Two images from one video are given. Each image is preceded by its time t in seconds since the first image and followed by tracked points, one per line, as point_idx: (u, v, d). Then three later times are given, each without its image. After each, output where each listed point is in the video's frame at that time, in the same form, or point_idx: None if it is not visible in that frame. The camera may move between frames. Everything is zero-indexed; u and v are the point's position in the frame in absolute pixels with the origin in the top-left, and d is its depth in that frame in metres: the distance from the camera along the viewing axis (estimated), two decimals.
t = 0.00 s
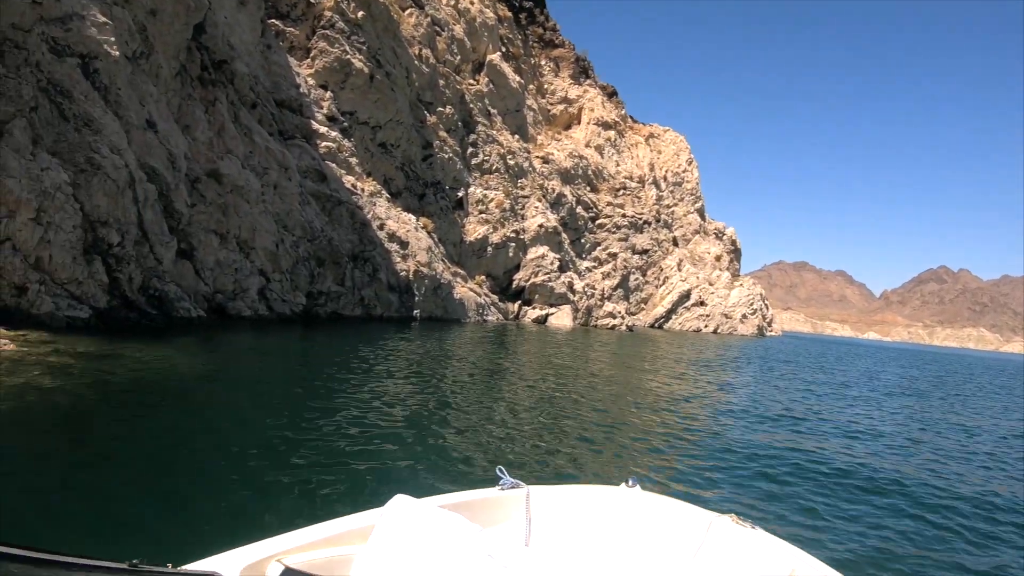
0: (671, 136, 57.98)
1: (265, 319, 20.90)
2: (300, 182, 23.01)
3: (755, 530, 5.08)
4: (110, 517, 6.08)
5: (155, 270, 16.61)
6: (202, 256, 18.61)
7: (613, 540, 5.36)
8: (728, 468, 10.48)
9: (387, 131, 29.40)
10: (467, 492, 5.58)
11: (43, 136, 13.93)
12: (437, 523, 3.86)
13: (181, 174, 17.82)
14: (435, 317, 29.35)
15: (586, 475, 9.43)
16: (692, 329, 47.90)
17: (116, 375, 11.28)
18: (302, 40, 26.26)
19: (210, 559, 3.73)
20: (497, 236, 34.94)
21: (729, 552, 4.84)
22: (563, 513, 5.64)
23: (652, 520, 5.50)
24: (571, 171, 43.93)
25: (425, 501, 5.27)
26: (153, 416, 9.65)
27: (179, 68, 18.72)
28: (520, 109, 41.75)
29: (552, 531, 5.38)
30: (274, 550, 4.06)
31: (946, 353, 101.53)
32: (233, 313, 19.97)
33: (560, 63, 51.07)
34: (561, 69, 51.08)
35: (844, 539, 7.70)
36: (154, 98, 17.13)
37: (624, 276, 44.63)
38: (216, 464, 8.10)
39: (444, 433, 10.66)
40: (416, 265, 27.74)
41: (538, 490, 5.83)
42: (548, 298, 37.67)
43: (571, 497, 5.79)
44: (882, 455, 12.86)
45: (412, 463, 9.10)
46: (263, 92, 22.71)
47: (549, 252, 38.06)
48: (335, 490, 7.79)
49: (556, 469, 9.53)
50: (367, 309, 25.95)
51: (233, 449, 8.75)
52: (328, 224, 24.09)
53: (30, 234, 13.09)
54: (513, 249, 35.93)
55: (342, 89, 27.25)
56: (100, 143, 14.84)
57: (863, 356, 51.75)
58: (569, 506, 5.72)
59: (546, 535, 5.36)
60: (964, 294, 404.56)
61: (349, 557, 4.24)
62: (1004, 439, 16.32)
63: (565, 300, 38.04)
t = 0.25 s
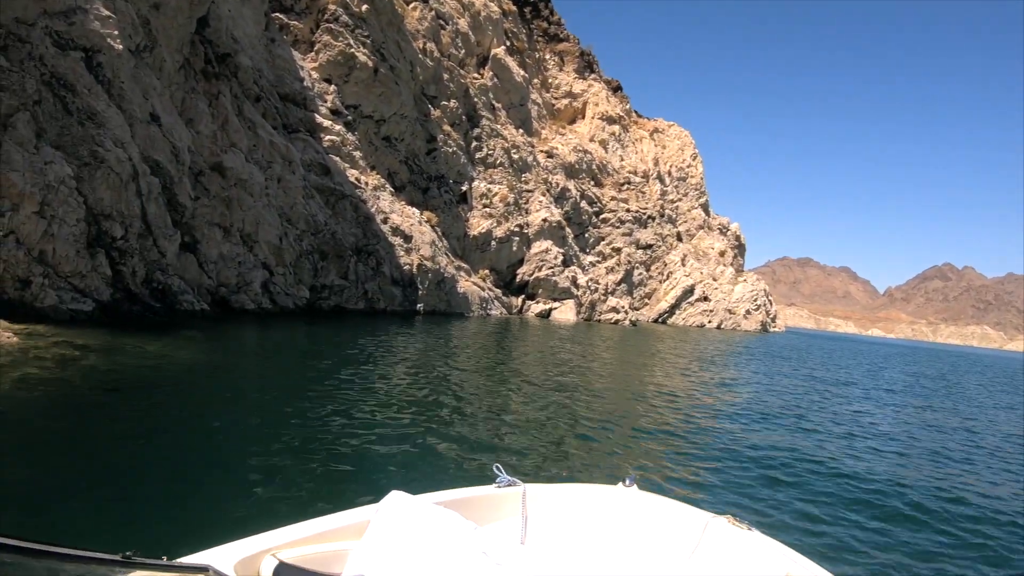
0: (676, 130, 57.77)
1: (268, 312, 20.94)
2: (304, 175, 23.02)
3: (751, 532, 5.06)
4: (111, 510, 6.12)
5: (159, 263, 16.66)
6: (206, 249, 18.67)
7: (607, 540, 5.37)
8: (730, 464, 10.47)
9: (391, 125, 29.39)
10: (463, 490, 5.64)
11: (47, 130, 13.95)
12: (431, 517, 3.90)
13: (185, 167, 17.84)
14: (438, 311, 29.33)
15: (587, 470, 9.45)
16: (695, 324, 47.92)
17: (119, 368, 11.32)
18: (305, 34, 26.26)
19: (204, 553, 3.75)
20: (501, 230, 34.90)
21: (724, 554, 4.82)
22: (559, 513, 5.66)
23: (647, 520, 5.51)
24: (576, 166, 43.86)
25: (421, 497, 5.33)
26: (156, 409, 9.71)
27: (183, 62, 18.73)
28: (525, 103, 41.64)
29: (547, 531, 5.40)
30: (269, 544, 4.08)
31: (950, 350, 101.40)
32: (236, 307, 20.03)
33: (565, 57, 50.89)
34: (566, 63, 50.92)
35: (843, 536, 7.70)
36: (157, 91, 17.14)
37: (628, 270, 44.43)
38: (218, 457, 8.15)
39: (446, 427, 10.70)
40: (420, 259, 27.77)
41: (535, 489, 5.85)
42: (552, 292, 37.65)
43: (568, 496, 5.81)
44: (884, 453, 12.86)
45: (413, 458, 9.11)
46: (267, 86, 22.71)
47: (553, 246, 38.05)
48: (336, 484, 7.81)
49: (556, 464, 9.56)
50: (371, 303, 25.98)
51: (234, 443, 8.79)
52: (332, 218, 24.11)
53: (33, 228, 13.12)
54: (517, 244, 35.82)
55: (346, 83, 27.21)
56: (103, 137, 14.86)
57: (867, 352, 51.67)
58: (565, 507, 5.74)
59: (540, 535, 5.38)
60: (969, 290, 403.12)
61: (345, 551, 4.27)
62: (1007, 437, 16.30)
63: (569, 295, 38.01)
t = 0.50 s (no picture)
0: (680, 127, 57.66)
1: (271, 308, 20.96)
2: (307, 172, 23.04)
3: (748, 534, 5.00)
4: (111, 506, 6.14)
5: (161, 260, 16.70)
6: (208, 246, 18.69)
7: (602, 542, 5.38)
8: (731, 462, 10.45)
9: (394, 121, 29.41)
10: (458, 490, 5.62)
11: (49, 127, 13.98)
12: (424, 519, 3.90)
13: (187, 164, 17.87)
14: (441, 307, 29.08)
15: (587, 467, 9.46)
16: (699, 321, 47.77)
17: (121, 365, 11.35)
18: (308, 30, 26.15)
19: (197, 552, 3.76)
20: (504, 226, 34.89)
21: (718, 559, 4.79)
22: (554, 516, 5.67)
23: (643, 521, 5.53)
24: (579, 162, 43.83)
25: (415, 498, 5.34)
26: (158, 406, 9.74)
27: (185, 59, 18.77)
28: (528, 100, 41.58)
29: (542, 533, 5.42)
30: (261, 544, 4.09)
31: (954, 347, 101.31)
32: (239, 303, 20.03)
33: (569, 53, 50.79)
34: (569, 59, 50.80)
35: (845, 532, 7.70)
36: (160, 88, 17.18)
37: (631, 266, 44.31)
38: (220, 454, 8.18)
39: (446, 423, 10.72)
40: (423, 255, 27.80)
41: (531, 490, 5.85)
42: (555, 288, 37.63)
43: (563, 498, 5.84)
44: (886, 450, 12.83)
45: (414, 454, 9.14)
46: (270, 83, 22.71)
47: (556, 242, 38.04)
48: (336, 480, 7.84)
49: (556, 461, 9.57)
50: (374, 299, 25.91)
51: (236, 440, 8.81)
52: (335, 215, 24.12)
53: (35, 225, 13.13)
54: (521, 239, 35.71)
55: (349, 79, 27.19)
56: (105, 134, 14.89)
57: (871, 349, 51.61)
58: (561, 509, 5.76)
59: (535, 536, 5.40)
60: (974, 287, 401.88)
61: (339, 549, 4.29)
62: (1010, 435, 16.27)
63: (572, 291, 37.97)
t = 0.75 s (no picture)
0: (693, 124, 57.33)
1: (287, 308, 21.04)
2: (321, 173, 23.13)
3: (765, 534, 4.95)
4: (127, 508, 6.17)
5: (177, 261, 16.85)
6: (224, 247, 18.80)
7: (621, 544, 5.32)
8: (750, 460, 10.32)
9: (407, 121, 29.50)
10: (476, 491, 5.58)
11: (65, 131, 14.10)
12: (440, 527, 3.83)
13: (202, 166, 17.99)
14: (456, 306, 29.30)
15: (605, 466, 9.39)
16: (714, 319, 46.83)
17: (137, 366, 11.44)
18: (321, 31, 26.24)
19: (212, 556, 3.76)
20: (519, 225, 34.86)
21: (736, 559, 4.74)
22: (572, 519, 5.63)
23: (663, 521, 5.47)
24: (593, 160, 43.74)
25: (432, 499, 5.29)
26: (175, 407, 9.81)
27: (198, 61, 18.90)
28: (541, 98, 41.51)
29: (560, 535, 5.37)
30: (278, 548, 4.08)
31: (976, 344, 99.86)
32: (255, 304, 20.12)
33: (581, 51, 50.68)
34: (581, 57, 50.68)
35: (866, 531, 7.59)
36: (174, 91, 17.32)
37: (646, 264, 44.23)
38: (235, 454, 8.20)
39: (461, 422, 10.71)
40: (437, 254, 27.83)
41: (548, 490, 5.84)
42: (570, 287, 37.47)
43: (582, 500, 5.79)
44: (908, 449, 12.65)
45: (431, 454, 9.12)
46: (283, 84, 22.82)
47: (571, 240, 37.89)
48: (352, 479, 7.83)
49: (573, 459, 9.51)
50: (389, 299, 25.91)
51: (251, 440, 8.84)
52: (349, 215, 24.20)
53: (52, 228, 13.25)
54: (535, 238, 35.83)
55: (361, 79, 27.27)
56: (120, 136, 15.03)
57: (890, 347, 50.98)
58: (579, 512, 5.72)
59: (553, 538, 5.35)
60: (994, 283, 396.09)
61: (356, 553, 4.26)
62: None
63: (587, 289, 37.81)
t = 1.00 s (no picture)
0: (717, 125, 56.79)
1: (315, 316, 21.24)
2: (347, 181, 23.30)
3: (806, 540, 4.92)
4: (152, 514, 6.21)
5: (206, 271, 17.06)
6: (252, 256, 19.00)
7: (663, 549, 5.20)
8: (785, 464, 10.15)
9: (431, 128, 29.64)
10: (517, 498, 5.50)
11: (94, 144, 14.34)
12: (488, 536, 3.78)
13: (229, 176, 18.20)
14: (483, 312, 29.35)
15: (637, 469, 9.30)
16: (742, 321, 46.77)
17: (170, 375, 11.54)
18: (344, 40, 26.35)
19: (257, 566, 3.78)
20: (544, 229, 34.79)
21: (777, 562, 4.70)
22: (613, 525, 5.51)
23: (706, 526, 5.35)
24: (617, 164, 43.53)
25: (473, 507, 5.22)
26: (210, 415, 9.91)
27: (223, 73, 19.11)
28: (564, 102, 41.41)
29: (602, 542, 5.25)
30: (322, 557, 4.04)
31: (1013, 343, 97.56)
32: (283, 312, 20.34)
33: (603, 54, 50.50)
34: (603, 60, 50.54)
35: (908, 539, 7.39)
36: (200, 103, 17.55)
37: (672, 267, 43.71)
38: (267, 462, 8.20)
39: (490, 427, 10.69)
40: (464, 260, 27.90)
41: (587, 496, 5.76)
42: (597, 291, 37.22)
43: (620, 506, 5.71)
44: (950, 452, 12.31)
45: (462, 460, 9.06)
46: (308, 94, 23.05)
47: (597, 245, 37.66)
48: (385, 487, 7.76)
49: (607, 464, 9.42)
50: (416, 305, 26.04)
51: (283, 447, 8.87)
52: (375, 222, 24.34)
53: (82, 239, 13.48)
54: (561, 243, 35.70)
55: (385, 87, 27.39)
56: (148, 148, 15.26)
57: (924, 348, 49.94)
58: (619, 518, 5.60)
59: (593, 543, 5.26)
60: None
61: (399, 559, 4.22)
62: None
63: (614, 293, 37.54)
